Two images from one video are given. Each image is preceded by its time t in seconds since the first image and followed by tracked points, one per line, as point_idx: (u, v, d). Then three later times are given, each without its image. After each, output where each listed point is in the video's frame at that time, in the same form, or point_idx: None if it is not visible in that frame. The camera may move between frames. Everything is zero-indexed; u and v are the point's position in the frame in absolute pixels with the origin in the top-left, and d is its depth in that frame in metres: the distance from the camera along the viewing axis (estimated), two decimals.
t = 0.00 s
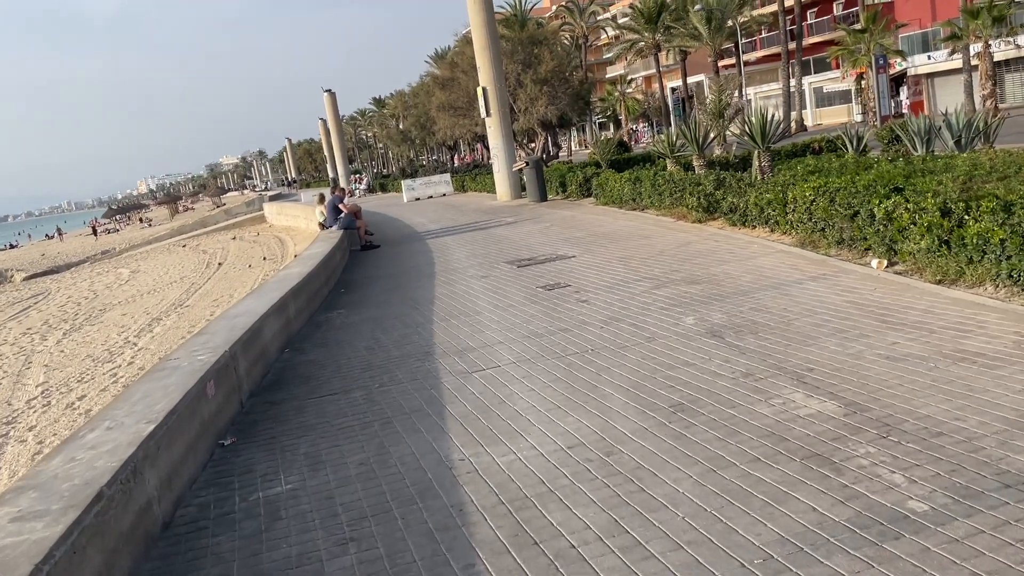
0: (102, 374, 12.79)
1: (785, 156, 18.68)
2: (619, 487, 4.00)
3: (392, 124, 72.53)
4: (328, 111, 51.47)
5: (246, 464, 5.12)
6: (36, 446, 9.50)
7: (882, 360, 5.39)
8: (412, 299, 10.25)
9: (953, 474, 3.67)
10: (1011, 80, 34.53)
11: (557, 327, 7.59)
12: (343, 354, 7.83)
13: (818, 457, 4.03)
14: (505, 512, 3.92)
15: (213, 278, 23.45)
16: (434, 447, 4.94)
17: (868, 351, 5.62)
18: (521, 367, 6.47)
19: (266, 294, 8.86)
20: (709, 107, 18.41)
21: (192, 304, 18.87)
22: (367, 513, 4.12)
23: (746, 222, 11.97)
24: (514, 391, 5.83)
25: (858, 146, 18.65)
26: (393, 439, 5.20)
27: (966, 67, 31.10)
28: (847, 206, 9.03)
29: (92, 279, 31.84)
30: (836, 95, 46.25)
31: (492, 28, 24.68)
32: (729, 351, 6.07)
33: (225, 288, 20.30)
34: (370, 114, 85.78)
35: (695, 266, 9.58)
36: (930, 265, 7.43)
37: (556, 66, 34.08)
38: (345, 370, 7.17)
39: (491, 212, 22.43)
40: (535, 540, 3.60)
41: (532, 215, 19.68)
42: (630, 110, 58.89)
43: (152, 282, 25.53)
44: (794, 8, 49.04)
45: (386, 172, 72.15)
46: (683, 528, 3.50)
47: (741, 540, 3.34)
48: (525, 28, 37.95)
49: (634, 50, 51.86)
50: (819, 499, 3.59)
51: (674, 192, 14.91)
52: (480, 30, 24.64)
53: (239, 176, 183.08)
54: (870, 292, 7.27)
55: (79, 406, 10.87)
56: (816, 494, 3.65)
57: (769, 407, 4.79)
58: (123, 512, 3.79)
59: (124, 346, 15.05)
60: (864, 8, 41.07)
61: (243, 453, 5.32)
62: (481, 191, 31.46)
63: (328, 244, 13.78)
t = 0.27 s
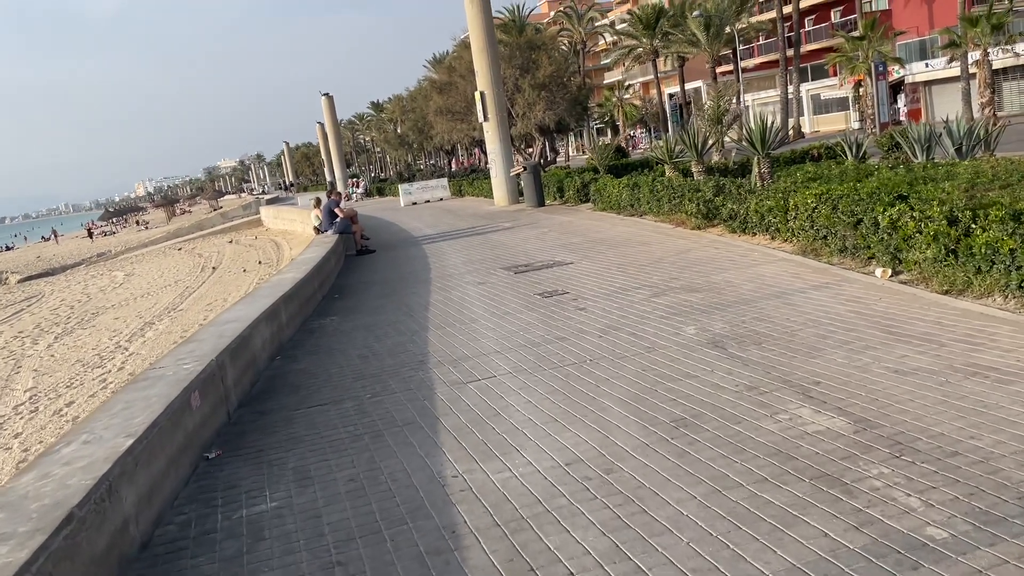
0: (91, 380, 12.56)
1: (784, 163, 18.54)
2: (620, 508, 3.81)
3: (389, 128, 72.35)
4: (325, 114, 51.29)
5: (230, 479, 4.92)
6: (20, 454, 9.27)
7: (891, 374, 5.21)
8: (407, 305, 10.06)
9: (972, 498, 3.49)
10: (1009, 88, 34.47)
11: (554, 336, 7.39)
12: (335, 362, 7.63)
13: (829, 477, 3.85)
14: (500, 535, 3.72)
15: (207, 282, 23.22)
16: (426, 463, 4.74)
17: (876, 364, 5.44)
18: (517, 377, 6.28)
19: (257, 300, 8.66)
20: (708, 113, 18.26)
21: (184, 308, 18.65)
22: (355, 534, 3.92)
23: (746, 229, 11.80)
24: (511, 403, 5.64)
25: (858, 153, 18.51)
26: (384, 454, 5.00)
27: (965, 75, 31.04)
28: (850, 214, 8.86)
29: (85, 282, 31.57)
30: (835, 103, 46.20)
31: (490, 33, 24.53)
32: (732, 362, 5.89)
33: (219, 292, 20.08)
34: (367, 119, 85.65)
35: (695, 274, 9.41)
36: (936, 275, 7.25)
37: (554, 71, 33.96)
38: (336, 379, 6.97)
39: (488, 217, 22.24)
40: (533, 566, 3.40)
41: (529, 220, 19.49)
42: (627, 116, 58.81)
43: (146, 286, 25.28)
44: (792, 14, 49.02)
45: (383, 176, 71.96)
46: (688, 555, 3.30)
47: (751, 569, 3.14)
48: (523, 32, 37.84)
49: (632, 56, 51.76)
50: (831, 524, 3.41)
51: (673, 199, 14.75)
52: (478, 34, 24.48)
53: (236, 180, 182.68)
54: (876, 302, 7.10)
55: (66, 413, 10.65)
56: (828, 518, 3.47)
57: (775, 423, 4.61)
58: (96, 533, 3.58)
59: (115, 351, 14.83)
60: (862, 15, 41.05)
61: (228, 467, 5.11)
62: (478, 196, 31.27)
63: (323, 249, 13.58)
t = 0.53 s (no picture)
0: (83, 387, 12.34)
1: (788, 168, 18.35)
2: (630, 532, 3.58)
3: (390, 131, 72.17)
4: (325, 117, 51.12)
5: (218, 495, 4.69)
6: (8, 463, 9.05)
7: (910, 387, 4.99)
8: (406, 312, 9.84)
9: (1006, 525, 3.27)
10: (1013, 94, 34.31)
11: (557, 345, 7.16)
12: (331, 371, 7.41)
13: (851, 500, 3.63)
14: (502, 561, 3.50)
15: (204, 286, 23.01)
16: (424, 481, 4.51)
17: (894, 377, 5.23)
18: (519, 388, 6.05)
19: (252, 306, 8.44)
20: (711, 117, 18.07)
21: (181, 312, 18.43)
22: (348, 557, 3.70)
23: (752, 235, 11.59)
24: (513, 415, 5.41)
25: (862, 158, 18.31)
26: (380, 469, 4.78)
27: (968, 80, 30.87)
28: (860, 220, 8.66)
29: (82, 285, 31.35)
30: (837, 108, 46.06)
31: (491, 36, 24.35)
32: (742, 374, 5.67)
33: (216, 296, 19.85)
34: (368, 122, 85.46)
35: (701, 281, 9.20)
36: (951, 284, 7.01)
37: (556, 75, 33.81)
38: (331, 389, 6.75)
39: (488, 221, 22.03)
40: None
41: (530, 225, 19.28)
42: (628, 120, 58.66)
43: (143, 289, 25.04)
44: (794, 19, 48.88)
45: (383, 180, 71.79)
46: None
47: None
48: (525, 36, 37.69)
49: (633, 61, 51.62)
50: (857, 552, 3.19)
51: (677, 204, 14.55)
52: (480, 37, 24.32)
53: (236, 183, 182.49)
54: (889, 312, 6.88)
55: (57, 420, 10.43)
56: (853, 545, 3.25)
57: (791, 440, 4.40)
58: (72, 557, 3.36)
59: (109, 356, 14.60)
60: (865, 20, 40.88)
61: (216, 483, 4.88)
62: (478, 200, 31.07)
63: (321, 253, 13.37)
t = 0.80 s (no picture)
0: (79, 394, 12.19)
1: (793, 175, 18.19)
2: (637, 562, 3.41)
3: (393, 136, 72.11)
4: (328, 122, 51.07)
5: (209, 515, 4.53)
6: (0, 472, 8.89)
7: (927, 406, 4.82)
8: (406, 321, 9.68)
9: None
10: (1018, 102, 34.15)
11: (560, 357, 6.99)
12: (328, 382, 7.26)
13: (869, 529, 3.46)
14: None
15: (204, 291, 22.86)
16: (422, 502, 4.34)
17: (908, 395, 5.06)
18: (522, 402, 5.88)
19: (250, 315, 8.29)
20: (716, 123, 17.92)
21: (180, 318, 18.28)
22: None
23: (758, 243, 11.43)
24: (515, 432, 5.24)
25: (868, 166, 18.15)
26: (377, 489, 4.61)
27: (973, 88, 30.75)
28: (870, 230, 8.50)
29: (82, 289, 31.22)
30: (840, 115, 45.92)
31: (494, 40, 24.24)
32: (752, 390, 5.49)
33: (216, 301, 19.73)
34: (370, 126, 85.46)
35: (706, 291, 9.03)
36: (964, 296, 6.84)
37: (559, 80, 33.71)
38: (328, 401, 6.59)
39: (491, 227, 21.89)
40: None
41: (533, 231, 19.13)
42: (631, 126, 58.56)
43: (143, 294, 24.91)
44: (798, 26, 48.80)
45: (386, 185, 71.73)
46: None
47: None
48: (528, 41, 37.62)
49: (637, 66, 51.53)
50: None
51: (681, 211, 14.40)
52: (483, 42, 24.22)
53: (239, 186, 182.63)
54: (901, 325, 6.71)
55: (52, 428, 10.28)
56: None
57: (804, 462, 4.23)
58: None
59: (107, 362, 14.45)
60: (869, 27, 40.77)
61: (207, 502, 4.72)
62: (481, 205, 30.94)
63: (321, 259, 13.23)
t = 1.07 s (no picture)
0: (76, 400, 12.00)
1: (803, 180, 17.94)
2: None
3: (398, 140, 72.05)
4: (334, 126, 51.00)
5: (197, 533, 4.31)
6: None
7: (952, 423, 4.58)
8: (409, 327, 9.47)
9: None
10: None
11: (566, 366, 6.76)
12: (327, 390, 7.05)
13: (898, 558, 3.23)
14: None
15: (206, 295, 22.67)
16: (421, 522, 4.12)
17: (932, 410, 4.82)
18: (527, 414, 5.64)
19: (248, 321, 8.09)
20: (723, 127, 17.68)
21: (181, 322, 18.10)
22: None
23: (768, 249, 11.19)
24: (520, 445, 5.01)
25: (878, 171, 17.90)
26: (373, 506, 4.40)
27: (982, 93, 30.48)
28: (885, 236, 8.26)
29: (85, 293, 31.08)
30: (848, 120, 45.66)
31: (500, 44, 24.06)
32: (767, 403, 5.26)
33: (218, 305, 19.57)
34: (376, 131, 85.45)
35: (716, 298, 8.80)
36: (985, 306, 6.59)
37: (565, 84, 33.52)
38: (326, 411, 6.38)
39: (495, 232, 21.67)
40: None
41: (538, 236, 18.91)
42: (637, 131, 58.35)
43: (145, 298, 24.73)
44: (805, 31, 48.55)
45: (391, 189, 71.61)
46: None
47: None
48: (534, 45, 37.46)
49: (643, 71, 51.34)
50: None
51: (689, 216, 14.17)
52: (488, 46, 24.04)
53: (245, 190, 182.86)
54: (921, 335, 6.47)
55: (47, 435, 10.10)
56: None
57: (825, 483, 4.00)
58: None
59: (106, 366, 14.29)
60: (877, 32, 40.51)
61: (196, 519, 4.50)
62: (486, 210, 30.75)
63: (323, 264, 13.05)
